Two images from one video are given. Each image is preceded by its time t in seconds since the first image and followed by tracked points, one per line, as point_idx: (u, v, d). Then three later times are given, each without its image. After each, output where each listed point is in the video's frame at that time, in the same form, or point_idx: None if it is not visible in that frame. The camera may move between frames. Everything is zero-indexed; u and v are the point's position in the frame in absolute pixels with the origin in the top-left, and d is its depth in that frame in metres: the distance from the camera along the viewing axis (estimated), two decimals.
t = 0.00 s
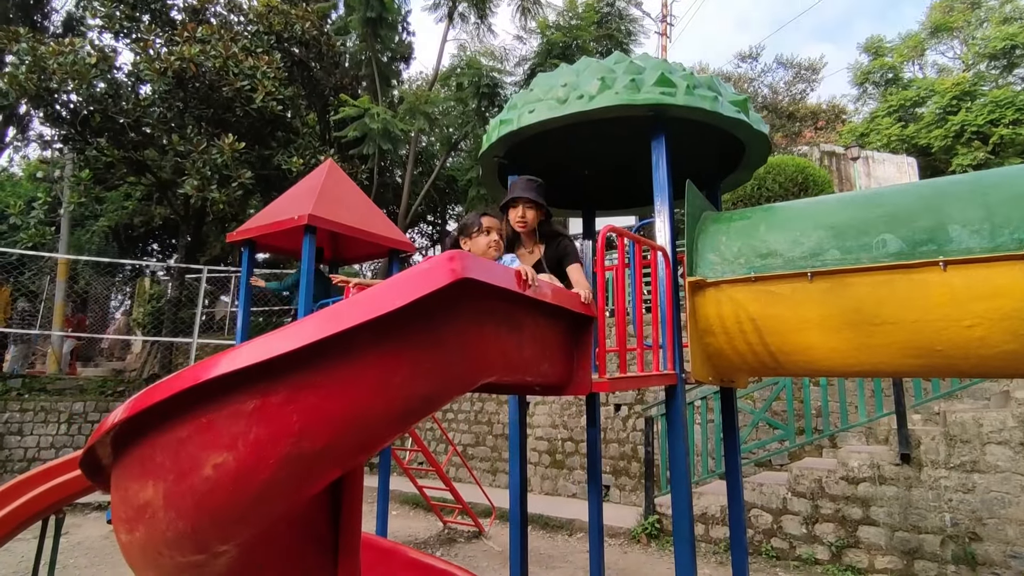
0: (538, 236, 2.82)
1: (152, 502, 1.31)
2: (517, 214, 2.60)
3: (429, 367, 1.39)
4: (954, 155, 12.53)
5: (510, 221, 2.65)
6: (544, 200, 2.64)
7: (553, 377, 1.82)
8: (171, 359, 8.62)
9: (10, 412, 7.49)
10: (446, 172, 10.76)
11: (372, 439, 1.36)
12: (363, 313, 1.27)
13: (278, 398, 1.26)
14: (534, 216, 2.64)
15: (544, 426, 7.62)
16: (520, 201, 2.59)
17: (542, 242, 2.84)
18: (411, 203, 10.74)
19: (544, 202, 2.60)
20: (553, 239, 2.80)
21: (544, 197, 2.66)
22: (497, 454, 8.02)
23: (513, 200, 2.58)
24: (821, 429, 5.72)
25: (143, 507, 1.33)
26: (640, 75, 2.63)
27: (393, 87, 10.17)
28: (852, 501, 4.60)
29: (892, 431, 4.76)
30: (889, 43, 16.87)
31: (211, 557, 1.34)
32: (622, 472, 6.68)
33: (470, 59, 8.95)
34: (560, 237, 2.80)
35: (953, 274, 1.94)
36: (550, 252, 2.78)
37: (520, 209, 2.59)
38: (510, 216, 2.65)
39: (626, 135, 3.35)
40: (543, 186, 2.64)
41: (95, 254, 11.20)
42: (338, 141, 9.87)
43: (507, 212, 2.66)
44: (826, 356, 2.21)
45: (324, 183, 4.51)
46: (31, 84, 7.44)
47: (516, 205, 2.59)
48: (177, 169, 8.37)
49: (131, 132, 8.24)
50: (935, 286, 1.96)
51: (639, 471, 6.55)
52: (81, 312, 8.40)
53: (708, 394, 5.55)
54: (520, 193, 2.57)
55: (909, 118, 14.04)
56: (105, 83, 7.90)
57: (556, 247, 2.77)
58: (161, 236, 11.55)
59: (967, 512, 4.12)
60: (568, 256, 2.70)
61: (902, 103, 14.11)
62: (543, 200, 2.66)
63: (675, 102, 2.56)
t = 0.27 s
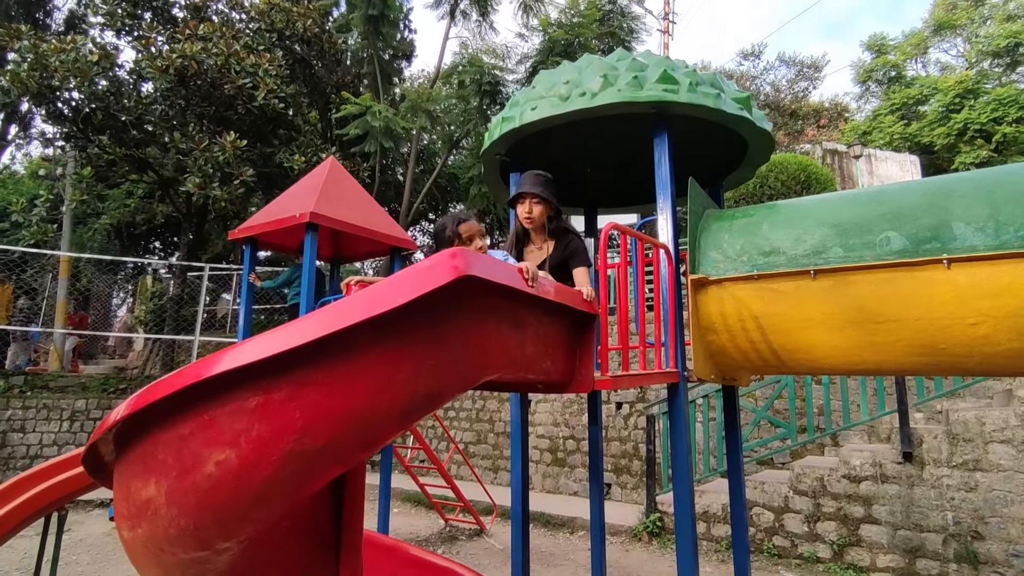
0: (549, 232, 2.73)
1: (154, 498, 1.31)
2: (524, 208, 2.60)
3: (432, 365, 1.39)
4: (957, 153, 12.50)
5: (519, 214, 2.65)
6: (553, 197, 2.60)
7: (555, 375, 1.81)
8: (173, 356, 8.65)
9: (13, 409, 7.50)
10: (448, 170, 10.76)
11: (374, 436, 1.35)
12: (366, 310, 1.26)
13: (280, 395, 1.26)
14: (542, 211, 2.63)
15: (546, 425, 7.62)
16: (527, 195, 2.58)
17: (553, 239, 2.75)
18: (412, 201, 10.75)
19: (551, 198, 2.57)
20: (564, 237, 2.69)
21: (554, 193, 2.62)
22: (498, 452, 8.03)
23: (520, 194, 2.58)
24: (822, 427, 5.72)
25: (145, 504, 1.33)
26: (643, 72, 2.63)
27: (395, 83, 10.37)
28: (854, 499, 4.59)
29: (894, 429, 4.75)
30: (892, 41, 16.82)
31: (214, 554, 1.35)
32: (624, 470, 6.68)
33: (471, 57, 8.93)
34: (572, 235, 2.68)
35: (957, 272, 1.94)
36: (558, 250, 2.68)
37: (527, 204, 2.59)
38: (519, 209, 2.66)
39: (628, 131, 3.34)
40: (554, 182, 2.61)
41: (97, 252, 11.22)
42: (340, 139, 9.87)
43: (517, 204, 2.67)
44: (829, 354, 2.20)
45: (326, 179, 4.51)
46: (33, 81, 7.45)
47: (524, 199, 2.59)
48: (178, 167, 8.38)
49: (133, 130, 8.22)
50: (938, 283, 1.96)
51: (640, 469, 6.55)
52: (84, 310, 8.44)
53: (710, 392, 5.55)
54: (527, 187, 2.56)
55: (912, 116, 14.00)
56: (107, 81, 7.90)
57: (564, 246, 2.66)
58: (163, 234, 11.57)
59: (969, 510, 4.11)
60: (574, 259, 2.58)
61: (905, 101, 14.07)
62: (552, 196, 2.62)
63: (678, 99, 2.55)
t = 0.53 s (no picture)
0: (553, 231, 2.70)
1: (156, 497, 1.31)
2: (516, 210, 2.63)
3: (433, 365, 1.38)
4: (960, 152, 12.47)
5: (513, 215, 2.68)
6: (544, 195, 2.60)
7: (557, 374, 1.81)
8: (174, 355, 8.67)
9: (15, 408, 7.52)
10: (449, 169, 10.75)
11: (375, 436, 1.35)
12: (368, 309, 1.26)
13: (282, 394, 1.26)
14: (534, 211, 2.64)
15: (547, 424, 7.62)
16: (517, 197, 2.60)
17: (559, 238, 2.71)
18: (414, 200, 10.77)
19: (541, 197, 2.57)
20: (566, 232, 2.65)
21: (545, 191, 2.60)
22: (499, 451, 8.03)
23: (510, 196, 2.62)
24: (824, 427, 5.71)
25: (147, 503, 1.32)
26: (645, 71, 2.62)
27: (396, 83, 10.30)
28: (856, 499, 4.59)
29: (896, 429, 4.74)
30: (894, 39, 16.77)
31: (215, 553, 1.35)
32: (625, 469, 6.67)
33: (473, 56, 8.93)
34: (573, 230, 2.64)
35: (960, 271, 1.93)
36: (561, 248, 2.65)
37: (517, 206, 2.62)
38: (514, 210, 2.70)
39: (630, 130, 3.34)
40: (545, 181, 2.59)
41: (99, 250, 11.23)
42: (341, 138, 9.87)
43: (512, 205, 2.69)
44: (832, 354, 2.20)
45: (328, 178, 4.51)
46: (35, 80, 7.47)
47: (514, 202, 2.62)
48: (180, 166, 8.38)
49: (134, 129, 8.24)
50: (941, 283, 1.95)
51: (642, 468, 6.55)
52: (85, 308, 8.29)
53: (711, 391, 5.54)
54: (514, 190, 2.58)
55: (914, 116, 13.97)
56: (109, 79, 7.90)
57: (567, 243, 2.63)
58: (165, 233, 11.60)
59: (971, 510, 4.10)
60: (577, 257, 2.55)
61: (907, 100, 14.04)
62: (543, 194, 2.61)
63: (680, 98, 2.54)
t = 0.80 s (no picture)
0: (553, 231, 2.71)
1: (157, 495, 1.30)
2: (520, 207, 2.67)
3: (435, 363, 1.38)
4: (961, 153, 12.45)
5: (517, 213, 2.72)
6: (547, 193, 2.64)
7: (559, 373, 1.80)
8: (174, 353, 8.70)
9: (15, 406, 7.52)
10: (450, 168, 10.75)
11: (377, 434, 1.35)
12: (369, 307, 1.25)
13: (284, 392, 1.25)
14: (537, 209, 2.67)
15: (548, 424, 7.61)
16: (521, 194, 2.65)
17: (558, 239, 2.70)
18: (415, 199, 10.77)
19: (544, 194, 2.61)
20: (567, 232, 2.65)
21: (549, 190, 2.65)
22: (500, 450, 8.03)
23: (513, 192, 2.66)
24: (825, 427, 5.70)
25: (148, 501, 1.32)
26: (648, 70, 2.61)
27: (397, 81, 10.28)
28: (857, 500, 4.58)
29: (898, 429, 4.73)
30: (896, 39, 16.74)
31: (216, 551, 1.34)
32: (625, 469, 6.67)
33: (474, 55, 8.93)
34: (573, 230, 2.65)
35: (963, 271, 1.92)
36: (561, 246, 2.64)
37: (521, 203, 2.67)
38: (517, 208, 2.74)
39: (632, 129, 3.33)
40: (549, 179, 2.64)
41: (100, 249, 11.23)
42: (342, 137, 9.88)
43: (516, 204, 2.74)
44: (834, 354, 2.19)
45: (329, 176, 4.51)
46: (36, 78, 7.48)
47: (518, 198, 2.67)
48: (181, 165, 8.38)
49: (135, 127, 8.23)
50: (944, 283, 1.95)
51: (642, 468, 6.54)
52: (85, 307, 8.26)
53: (712, 391, 5.54)
54: (518, 186, 2.63)
55: (916, 116, 13.95)
56: (110, 78, 7.91)
57: (567, 241, 2.62)
58: (166, 232, 11.62)
59: (972, 511, 4.10)
60: (576, 254, 2.54)
61: (909, 101, 14.02)
62: (547, 192, 2.65)
63: (683, 97, 2.54)
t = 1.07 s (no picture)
0: (554, 229, 2.70)
1: (156, 496, 1.30)
2: (523, 205, 2.62)
3: (436, 364, 1.37)
4: (961, 155, 12.47)
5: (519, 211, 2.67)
6: (551, 193, 2.60)
7: (560, 375, 1.80)
8: (174, 353, 8.72)
9: (14, 405, 7.51)
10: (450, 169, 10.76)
11: (378, 435, 1.34)
12: (370, 308, 1.25)
13: (284, 393, 1.25)
14: (541, 208, 2.63)
15: (547, 425, 7.61)
16: (524, 192, 2.60)
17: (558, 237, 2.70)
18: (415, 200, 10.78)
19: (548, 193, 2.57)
20: (569, 231, 2.64)
21: (553, 189, 2.61)
22: (499, 451, 8.02)
23: (517, 190, 2.60)
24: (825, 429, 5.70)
25: (147, 503, 1.31)
26: (649, 71, 2.61)
27: (397, 82, 10.22)
28: (856, 502, 4.58)
29: (898, 432, 4.72)
30: (896, 42, 16.75)
31: (216, 552, 1.34)
32: (625, 470, 6.66)
33: (474, 56, 8.93)
34: (575, 229, 2.64)
35: (965, 274, 1.92)
36: (562, 245, 2.63)
37: (524, 201, 2.61)
38: (519, 206, 2.69)
39: (634, 129, 3.33)
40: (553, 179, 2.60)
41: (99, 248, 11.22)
42: (342, 137, 9.88)
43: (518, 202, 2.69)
44: (835, 356, 2.19)
45: (329, 176, 4.50)
46: (36, 77, 7.48)
47: (522, 197, 2.61)
48: (181, 164, 8.37)
49: (135, 127, 8.22)
50: (945, 286, 1.94)
51: (642, 470, 6.54)
52: (85, 306, 8.08)
53: (712, 393, 5.53)
54: (523, 184, 2.58)
55: (916, 118, 13.96)
56: (110, 77, 7.91)
57: (568, 241, 2.62)
58: (165, 231, 11.63)
59: (972, 514, 4.10)
60: (577, 254, 2.52)
61: (909, 103, 14.04)
62: (551, 192, 2.61)
63: (684, 98, 2.53)
